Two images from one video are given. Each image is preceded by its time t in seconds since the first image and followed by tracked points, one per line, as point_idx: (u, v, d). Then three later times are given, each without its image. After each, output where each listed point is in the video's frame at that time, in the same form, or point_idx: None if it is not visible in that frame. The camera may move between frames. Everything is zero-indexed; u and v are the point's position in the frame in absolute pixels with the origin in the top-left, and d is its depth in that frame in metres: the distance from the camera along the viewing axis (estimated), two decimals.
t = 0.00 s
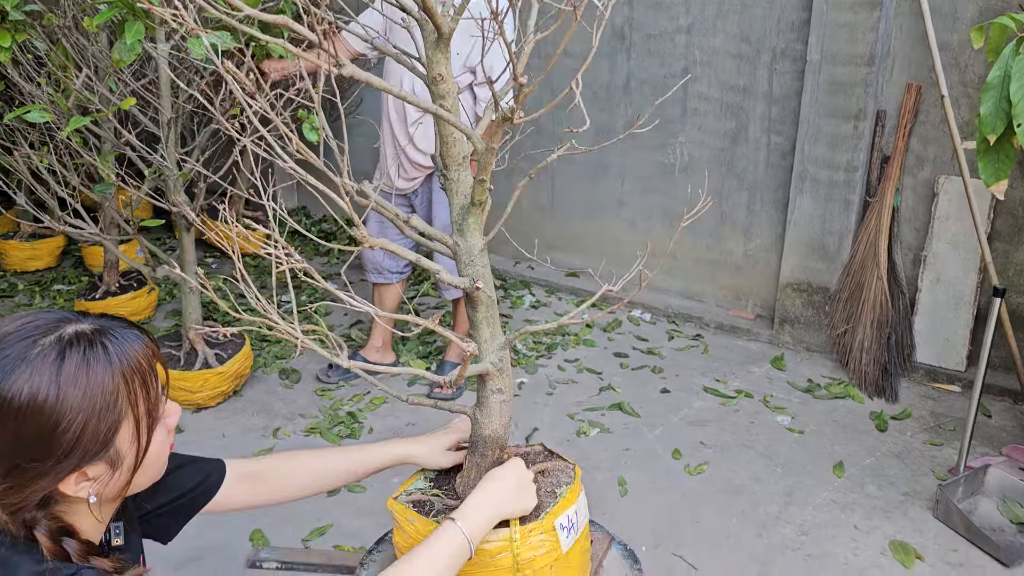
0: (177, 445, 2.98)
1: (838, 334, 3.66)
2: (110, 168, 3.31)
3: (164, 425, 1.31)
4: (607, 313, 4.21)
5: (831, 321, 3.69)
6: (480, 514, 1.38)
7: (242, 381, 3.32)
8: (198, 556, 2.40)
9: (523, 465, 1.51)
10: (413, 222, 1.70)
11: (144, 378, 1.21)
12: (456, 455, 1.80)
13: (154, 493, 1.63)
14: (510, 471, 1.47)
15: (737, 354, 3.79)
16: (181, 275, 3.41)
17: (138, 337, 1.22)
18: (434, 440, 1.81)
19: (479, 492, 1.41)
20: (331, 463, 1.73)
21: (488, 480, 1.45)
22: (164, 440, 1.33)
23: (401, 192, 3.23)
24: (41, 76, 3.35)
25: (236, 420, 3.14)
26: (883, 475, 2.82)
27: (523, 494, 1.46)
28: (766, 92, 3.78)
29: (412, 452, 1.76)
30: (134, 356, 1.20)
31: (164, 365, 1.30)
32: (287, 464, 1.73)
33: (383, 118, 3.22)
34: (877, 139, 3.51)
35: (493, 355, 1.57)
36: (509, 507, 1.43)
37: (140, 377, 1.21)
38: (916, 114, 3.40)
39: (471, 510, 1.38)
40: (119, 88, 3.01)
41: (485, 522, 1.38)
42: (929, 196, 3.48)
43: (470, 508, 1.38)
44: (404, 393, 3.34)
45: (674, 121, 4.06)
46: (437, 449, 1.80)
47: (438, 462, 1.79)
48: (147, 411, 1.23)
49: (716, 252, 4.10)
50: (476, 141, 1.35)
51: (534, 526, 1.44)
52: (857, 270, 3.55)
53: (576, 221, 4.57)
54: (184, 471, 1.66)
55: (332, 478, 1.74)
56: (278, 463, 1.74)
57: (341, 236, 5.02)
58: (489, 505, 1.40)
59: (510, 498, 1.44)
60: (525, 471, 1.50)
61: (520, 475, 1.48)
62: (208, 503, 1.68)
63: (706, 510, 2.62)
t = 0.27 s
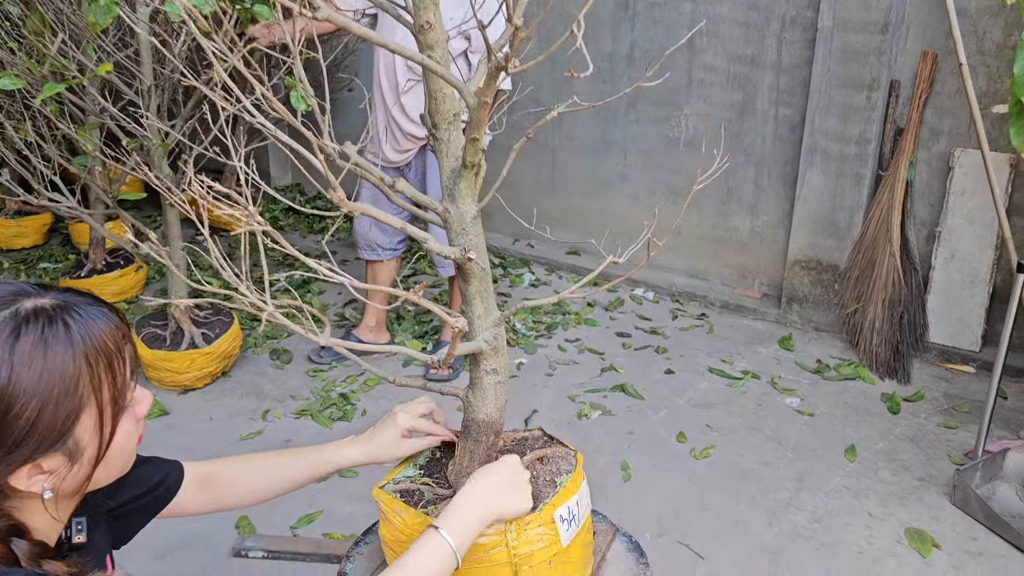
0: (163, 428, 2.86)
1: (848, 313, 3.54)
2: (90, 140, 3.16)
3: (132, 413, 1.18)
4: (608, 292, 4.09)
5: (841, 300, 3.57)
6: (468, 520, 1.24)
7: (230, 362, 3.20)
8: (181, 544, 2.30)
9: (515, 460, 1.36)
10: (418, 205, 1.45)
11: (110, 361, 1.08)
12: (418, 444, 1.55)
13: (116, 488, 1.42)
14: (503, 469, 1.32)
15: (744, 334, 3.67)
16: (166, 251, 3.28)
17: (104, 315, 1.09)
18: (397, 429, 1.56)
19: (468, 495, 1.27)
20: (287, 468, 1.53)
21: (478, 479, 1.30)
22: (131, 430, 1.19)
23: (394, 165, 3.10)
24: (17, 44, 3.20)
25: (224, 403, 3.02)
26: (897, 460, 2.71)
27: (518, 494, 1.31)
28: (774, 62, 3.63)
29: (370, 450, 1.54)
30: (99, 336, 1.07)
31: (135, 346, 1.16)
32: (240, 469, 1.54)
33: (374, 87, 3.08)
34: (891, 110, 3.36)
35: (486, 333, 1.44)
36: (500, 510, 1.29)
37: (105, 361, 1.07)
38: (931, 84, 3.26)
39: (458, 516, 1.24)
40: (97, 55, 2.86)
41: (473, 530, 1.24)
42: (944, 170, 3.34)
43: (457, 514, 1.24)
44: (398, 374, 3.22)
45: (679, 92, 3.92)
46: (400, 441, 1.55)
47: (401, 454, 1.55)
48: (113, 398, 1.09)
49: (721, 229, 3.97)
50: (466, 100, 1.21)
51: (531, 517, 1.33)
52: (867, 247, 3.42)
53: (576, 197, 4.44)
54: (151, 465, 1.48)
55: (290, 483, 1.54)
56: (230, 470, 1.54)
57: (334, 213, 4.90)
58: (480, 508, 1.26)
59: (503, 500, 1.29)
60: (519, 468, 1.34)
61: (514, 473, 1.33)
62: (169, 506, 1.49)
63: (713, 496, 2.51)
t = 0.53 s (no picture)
0: (147, 407, 2.72)
1: (865, 288, 3.39)
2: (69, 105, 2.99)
3: (68, 414, 0.96)
4: (614, 266, 3.94)
5: (858, 274, 3.42)
6: (441, 527, 1.06)
7: (219, 338, 3.05)
8: (164, 530, 2.16)
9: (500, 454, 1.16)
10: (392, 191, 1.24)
11: (35, 349, 0.87)
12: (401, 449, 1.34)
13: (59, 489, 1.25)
14: (484, 466, 1.13)
15: (756, 309, 3.52)
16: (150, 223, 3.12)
17: (31, 292, 0.88)
18: (381, 428, 1.35)
19: (441, 497, 1.08)
20: (253, 468, 1.34)
21: (454, 479, 1.11)
22: (66, 433, 0.98)
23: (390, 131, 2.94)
24: None
25: (213, 381, 2.88)
26: (920, 441, 2.57)
27: (503, 494, 1.12)
28: (790, 24, 3.45)
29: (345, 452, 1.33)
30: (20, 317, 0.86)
31: (72, 331, 0.95)
32: (201, 466, 1.35)
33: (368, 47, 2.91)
34: (913, 74, 3.18)
35: (488, 303, 1.27)
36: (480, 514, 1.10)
37: (28, 347, 0.86)
38: (957, 45, 3.08)
39: (429, 524, 1.06)
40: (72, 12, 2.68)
41: (448, 539, 1.06)
42: (969, 137, 3.17)
43: (428, 521, 1.06)
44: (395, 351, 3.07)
45: (689, 57, 3.74)
46: (382, 443, 1.34)
47: (385, 457, 1.34)
48: (38, 394, 0.88)
49: (732, 200, 3.80)
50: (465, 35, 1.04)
51: (536, 510, 1.19)
52: (887, 217, 3.26)
53: (581, 168, 4.27)
54: (106, 459, 1.30)
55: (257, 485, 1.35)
56: (190, 465, 1.35)
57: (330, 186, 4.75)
58: (454, 513, 1.07)
59: (484, 502, 1.11)
60: (504, 463, 1.15)
61: (497, 470, 1.14)
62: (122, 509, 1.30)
63: (727, 479, 2.37)
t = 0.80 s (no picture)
0: (130, 378, 2.59)
1: (880, 256, 3.25)
2: (43, 61, 2.82)
3: None
4: (618, 235, 3.80)
5: (873, 241, 3.28)
6: (365, 532, 0.95)
7: (206, 308, 2.92)
8: (144, 507, 2.05)
9: (432, 439, 1.05)
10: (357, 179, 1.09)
11: None
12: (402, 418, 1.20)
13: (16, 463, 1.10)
14: (411, 453, 1.02)
15: (766, 278, 3.39)
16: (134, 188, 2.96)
17: None
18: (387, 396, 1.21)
19: (363, 495, 0.98)
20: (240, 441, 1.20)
21: (377, 472, 1.00)
22: None
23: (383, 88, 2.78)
24: None
25: (199, 351, 2.75)
26: (940, 414, 2.44)
27: (437, 483, 1.01)
28: None
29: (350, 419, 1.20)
30: None
31: None
32: (183, 437, 1.20)
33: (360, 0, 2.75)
34: (935, 30, 3.01)
35: (483, 254, 1.14)
36: (411, 511, 0.99)
37: None
38: None
39: (352, 529, 0.95)
40: None
41: (375, 543, 0.95)
42: (992, 97, 3.01)
43: (350, 525, 0.95)
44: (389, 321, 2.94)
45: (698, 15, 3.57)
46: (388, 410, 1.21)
47: (388, 431, 1.19)
48: None
49: (740, 165, 3.65)
50: None
51: (537, 486, 1.06)
52: (904, 181, 3.12)
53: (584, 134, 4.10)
54: (73, 428, 1.16)
55: (249, 458, 1.21)
56: (169, 436, 1.21)
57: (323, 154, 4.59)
58: (380, 513, 0.97)
59: (416, 497, 1.00)
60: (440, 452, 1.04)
61: (429, 456, 1.03)
62: (88, 483, 1.17)
63: (738, 452, 2.25)
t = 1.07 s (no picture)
0: (107, 352, 2.46)
1: (897, 224, 3.10)
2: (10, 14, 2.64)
3: None
4: (622, 204, 3.65)
5: (889, 209, 3.13)
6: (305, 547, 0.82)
7: (189, 278, 2.78)
8: (117, 488, 1.92)
9: (391, 433, 0.90)
10: (351, 122, 0.85)
11: None
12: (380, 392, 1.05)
13: None
14: (365, 451, 0.87)
15: (776, 248, 3.24)
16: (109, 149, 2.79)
17: None
18: (361, 370, 1.08)
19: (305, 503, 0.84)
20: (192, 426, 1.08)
21: (323, 473, 0.86)
22: None
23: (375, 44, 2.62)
24: None
25: (181, 323, 2.61)
26: (963, 389, 2.31)
27: (396, 485, 0.87)
28: None
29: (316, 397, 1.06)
30: None
31: None
32: (130, 423, 1.08)
33: None
34: None
35: (472, 203, 0.99)
36: (362, 519, 0.86)
37: None
38: None
39: (291, 543, 0.82)
40: None
41: (318, 560, 0.83)
42: (1018, 56, 2.84)
43: (289, 539, 0.83)
44: (382, 292, 2.80)
45: None
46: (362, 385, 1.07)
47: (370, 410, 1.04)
48: None
49: (750, 131, 3.49)
50: None
51: (536, 471, 0.93)
52: (923, 146, 2.94)
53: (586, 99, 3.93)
54: (12, 415, 1.01)
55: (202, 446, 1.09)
56: (113, 422, 1.08)
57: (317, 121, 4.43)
58: (323, 524, 0.84)
59: (368, 503, 0.86)
60: (401, 447, 0.89)
61: (385, 454, 0.87)
62: (28, 479, 1.02)
63: (750, 430, 2.12)
